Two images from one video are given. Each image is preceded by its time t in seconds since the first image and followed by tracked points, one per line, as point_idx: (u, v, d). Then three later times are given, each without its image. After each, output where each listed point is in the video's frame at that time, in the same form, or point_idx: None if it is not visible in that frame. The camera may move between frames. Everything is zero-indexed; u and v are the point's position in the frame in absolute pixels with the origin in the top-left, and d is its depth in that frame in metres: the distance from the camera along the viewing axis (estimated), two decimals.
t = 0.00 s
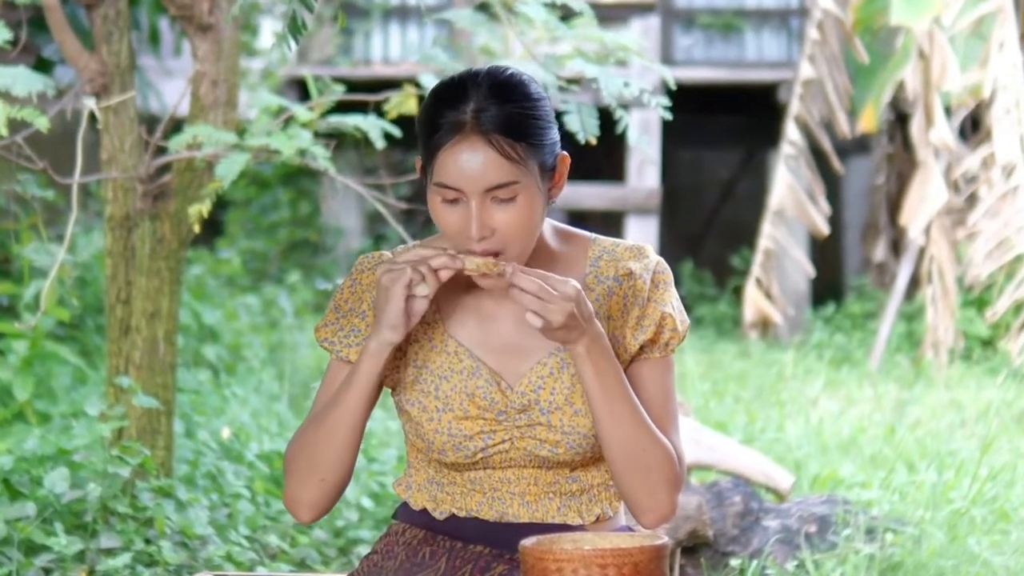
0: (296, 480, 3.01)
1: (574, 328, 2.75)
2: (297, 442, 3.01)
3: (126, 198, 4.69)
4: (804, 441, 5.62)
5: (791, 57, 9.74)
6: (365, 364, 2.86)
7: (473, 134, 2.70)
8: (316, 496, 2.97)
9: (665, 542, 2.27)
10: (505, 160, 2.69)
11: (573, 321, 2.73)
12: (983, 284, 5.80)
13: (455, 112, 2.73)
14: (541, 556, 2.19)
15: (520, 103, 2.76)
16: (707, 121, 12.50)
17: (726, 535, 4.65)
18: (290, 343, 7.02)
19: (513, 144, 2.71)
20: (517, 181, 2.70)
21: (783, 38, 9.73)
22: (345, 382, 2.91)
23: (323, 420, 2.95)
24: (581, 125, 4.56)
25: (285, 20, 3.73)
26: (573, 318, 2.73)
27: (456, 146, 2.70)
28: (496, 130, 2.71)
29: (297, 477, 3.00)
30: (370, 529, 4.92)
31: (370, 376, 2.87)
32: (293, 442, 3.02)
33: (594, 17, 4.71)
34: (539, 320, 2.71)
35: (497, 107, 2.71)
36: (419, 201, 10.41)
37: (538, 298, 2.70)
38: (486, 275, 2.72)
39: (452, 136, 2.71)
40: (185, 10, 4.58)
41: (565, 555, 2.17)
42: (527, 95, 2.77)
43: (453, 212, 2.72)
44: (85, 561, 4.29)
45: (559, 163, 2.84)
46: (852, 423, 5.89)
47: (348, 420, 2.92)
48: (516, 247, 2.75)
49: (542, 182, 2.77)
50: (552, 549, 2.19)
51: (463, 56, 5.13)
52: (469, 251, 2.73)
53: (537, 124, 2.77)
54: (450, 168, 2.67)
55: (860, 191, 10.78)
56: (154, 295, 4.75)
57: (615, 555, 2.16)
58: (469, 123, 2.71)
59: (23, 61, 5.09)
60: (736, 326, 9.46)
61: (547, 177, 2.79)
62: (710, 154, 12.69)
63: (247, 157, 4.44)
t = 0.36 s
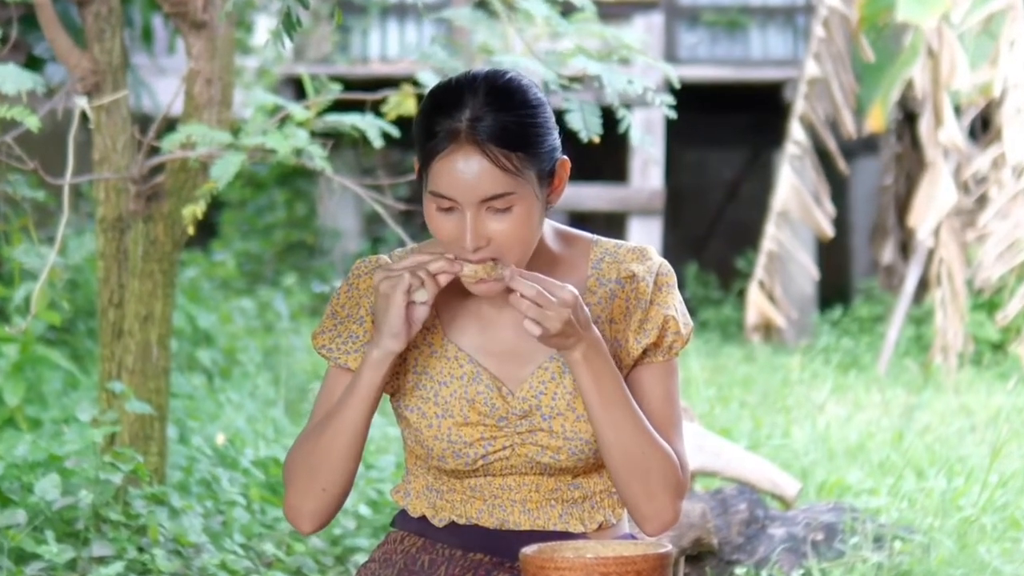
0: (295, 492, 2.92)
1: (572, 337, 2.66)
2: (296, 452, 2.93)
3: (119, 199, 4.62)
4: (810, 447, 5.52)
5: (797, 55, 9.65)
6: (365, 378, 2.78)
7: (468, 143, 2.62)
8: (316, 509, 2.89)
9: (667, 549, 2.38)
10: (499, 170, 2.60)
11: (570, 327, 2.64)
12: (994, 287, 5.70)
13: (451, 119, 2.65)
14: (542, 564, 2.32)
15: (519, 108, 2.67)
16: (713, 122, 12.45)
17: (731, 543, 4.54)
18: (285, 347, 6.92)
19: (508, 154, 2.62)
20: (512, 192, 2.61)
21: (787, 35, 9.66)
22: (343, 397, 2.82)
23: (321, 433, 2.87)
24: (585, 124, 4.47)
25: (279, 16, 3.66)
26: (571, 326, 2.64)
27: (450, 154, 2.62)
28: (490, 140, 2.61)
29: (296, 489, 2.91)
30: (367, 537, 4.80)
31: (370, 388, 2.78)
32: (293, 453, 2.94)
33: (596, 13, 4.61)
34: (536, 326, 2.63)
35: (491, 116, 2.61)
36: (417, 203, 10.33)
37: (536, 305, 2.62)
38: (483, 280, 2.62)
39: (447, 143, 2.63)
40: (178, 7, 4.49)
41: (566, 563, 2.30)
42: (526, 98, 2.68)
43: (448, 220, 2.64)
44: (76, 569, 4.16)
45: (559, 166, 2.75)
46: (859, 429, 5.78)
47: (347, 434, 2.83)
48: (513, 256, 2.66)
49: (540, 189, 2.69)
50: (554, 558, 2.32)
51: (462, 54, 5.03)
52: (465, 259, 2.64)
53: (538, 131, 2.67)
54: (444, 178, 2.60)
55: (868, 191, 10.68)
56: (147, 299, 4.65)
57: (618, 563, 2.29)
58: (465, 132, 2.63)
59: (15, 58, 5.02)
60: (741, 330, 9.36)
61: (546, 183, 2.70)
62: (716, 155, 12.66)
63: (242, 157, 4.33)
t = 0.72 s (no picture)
0: (292, 505, 2.83)
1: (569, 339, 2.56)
2: (293, 465, 2.84)
3: (111, 199, 4.50)
4: (817, 453, 5.42)
5: (803, 53, 9.55)
6: (362, 389, 2.68)
7: (475, 139, 2.52)
8: (314, 524, 2.80)
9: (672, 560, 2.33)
10: (508, 166, 2.51)
11: (574, 321, 2.55)
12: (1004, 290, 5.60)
13: (455, 116, 2.55)
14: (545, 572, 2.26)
15: (523, 102, 2.58)
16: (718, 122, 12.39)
17: (736, 550, 4.44)
18: (280, 351, 6.83)
19: (517, 149, 2.53)
20: (522, 187, 2.53)
21: (792, 35, 9.57)
22: (342, 409, 2.73)
23: (318, 448, 2.78)
24: (586, 124, 4.38)
25: (273, 13, 3.57)
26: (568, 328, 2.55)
27: (457, 152, 2.53)
28: (498, 136, 2.52)
29: (294, 504, 2.82)
30: (364, 545, 4.69)
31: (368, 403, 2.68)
32: (290, 466, 2.85)
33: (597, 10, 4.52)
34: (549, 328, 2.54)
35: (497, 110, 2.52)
36: (416, 205, 10.25)
37: (541, 303, 2.51)
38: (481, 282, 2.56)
39: (453, 141, 2.53)
40: (170, 5, 4.40)
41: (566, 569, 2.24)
42: (529, 93, 2.59)
43: (456, 220, 2.55)
44: None
45: (564, 162, 2.66)
46: (867, 435, 5.68)
47: (345, 450, 2.74)
48: (521, 253, 2.57)
49: (547, 183, 2.60)
50: (555, 564, 2.27)
51: (462, 52, 4.93)
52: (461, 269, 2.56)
53: (542, 125, 2.58)
54: (453, 174, 2.50)
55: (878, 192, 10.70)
56: (140, 302, 4.55)
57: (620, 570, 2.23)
58: (470, 128, 2.53)
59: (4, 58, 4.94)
60: (747, 333, 9.26)
61: (552, 177, 2.62)
62: (721, 157, 12.59)
63: (237, 157, 4.24)
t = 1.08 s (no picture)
0: (299, 524, 2.82)
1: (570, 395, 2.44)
2: (297, 483, 2.82)
3: (102, 200, 4.41)
4: (824, 460, 5.33)
5: (810, 51, 9.51)
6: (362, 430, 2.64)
7: (481, 123, 2.47)
8: (321, 546, 2.80)
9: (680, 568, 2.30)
10: (515, 150, 2.46)
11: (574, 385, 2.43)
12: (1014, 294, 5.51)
13: (461, 100, 2.50)
14: None
15: (529, 91, 2.52)
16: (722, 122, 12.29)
17: (741, 559, 4.34)
18: (277, 356, 6.73)
19: (524, 133, 2.48)
20: (528, 172, 2.47)
21: (801, 32, 9.53)
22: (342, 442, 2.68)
23: (321, 475, 2.75)
24: (588, 123, 4.28)
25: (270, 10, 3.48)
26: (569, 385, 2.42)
27: (463, 136, 2.47)
28: (506, 119, 2.47)
29: (300, 524, 2.82)
30: (361, 554, 4.58)
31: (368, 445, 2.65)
32: (295, 484, 2.83)
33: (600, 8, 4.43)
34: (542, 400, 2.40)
35: (505, 94, 2.47)
36: (416, 206, 10.16)
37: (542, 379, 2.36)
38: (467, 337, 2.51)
39: (458, 125, 2.48)
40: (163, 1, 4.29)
41: None
42: (536, 82, 2.53)
43: (461, 208, 2.48)
44: None
45: (569, 156, 2.58)
46: (875, 441, 5.59)
47: (349, 482, 2.71)
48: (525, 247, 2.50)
49: (553, 173, 2.53)
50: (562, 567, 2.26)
51: (462, 50, 4.84)
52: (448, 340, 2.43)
53: (549, 114, 2.52)
54: (458, 160, 2.45)
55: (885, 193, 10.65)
56: (133, 305, 4.45)
57: None
58: (477, 112, 2.48)
59: None
60: (752, 337, 9.17)
61: (558, 169, 2.55)
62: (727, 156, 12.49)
63: (232, 157, 4.14)
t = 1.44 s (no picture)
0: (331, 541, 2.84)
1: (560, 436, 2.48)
2: (324, 500, 2.83)
3: (94, 202, 4.31)
4: (831, 466, 5.23)
5: (817, 49, 9.41)
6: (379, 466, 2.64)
7: (472, 114, 2.53)
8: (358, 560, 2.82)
9: None
10: (505, 142, 2.51)
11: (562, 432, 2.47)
12: None
13: (455, 89, 2.56)
14: None
15: (524, 82, 2.57)
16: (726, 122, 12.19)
17: (747, 569, 4.23)
18: (272, 360, 6.64)
19: (515, 126, 2.53)
20: (517, 165, 2.52)
21: (805, 31, 9.42)
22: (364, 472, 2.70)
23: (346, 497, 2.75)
24: (591, 119, 4.19)
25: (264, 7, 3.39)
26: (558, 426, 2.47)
27: (454, 126, 2.53)
28: (498, 110, 2.53)
29: (332, 541, 2.83)
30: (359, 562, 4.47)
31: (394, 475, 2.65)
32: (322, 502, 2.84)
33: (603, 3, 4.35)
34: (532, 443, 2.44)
35: (499, 86, 2.52)
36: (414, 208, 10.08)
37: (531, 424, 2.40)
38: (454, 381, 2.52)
39: (450, 113, 2.54)
40: None
41: None
42: (532, 74, 2.58)
43: (449, 200, 2.53)
44: None
45: (566, 153, 2.64)
46: (883, 447, 5.49)
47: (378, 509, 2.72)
48: (513, 241, 2.55)
49: (545, 168, 2.58)
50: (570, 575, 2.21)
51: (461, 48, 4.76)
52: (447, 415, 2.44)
53: (544, 108, 2.58)
54: (447, 151, 2.50)
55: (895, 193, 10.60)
56: (125, 309, 4.34)
57: None
58: (468, 102, 2.54)
59: None
60: (758, 342, 9.07)
61: (550, 166, 2.60)
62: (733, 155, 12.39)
63: (227, 156, 4.04)
